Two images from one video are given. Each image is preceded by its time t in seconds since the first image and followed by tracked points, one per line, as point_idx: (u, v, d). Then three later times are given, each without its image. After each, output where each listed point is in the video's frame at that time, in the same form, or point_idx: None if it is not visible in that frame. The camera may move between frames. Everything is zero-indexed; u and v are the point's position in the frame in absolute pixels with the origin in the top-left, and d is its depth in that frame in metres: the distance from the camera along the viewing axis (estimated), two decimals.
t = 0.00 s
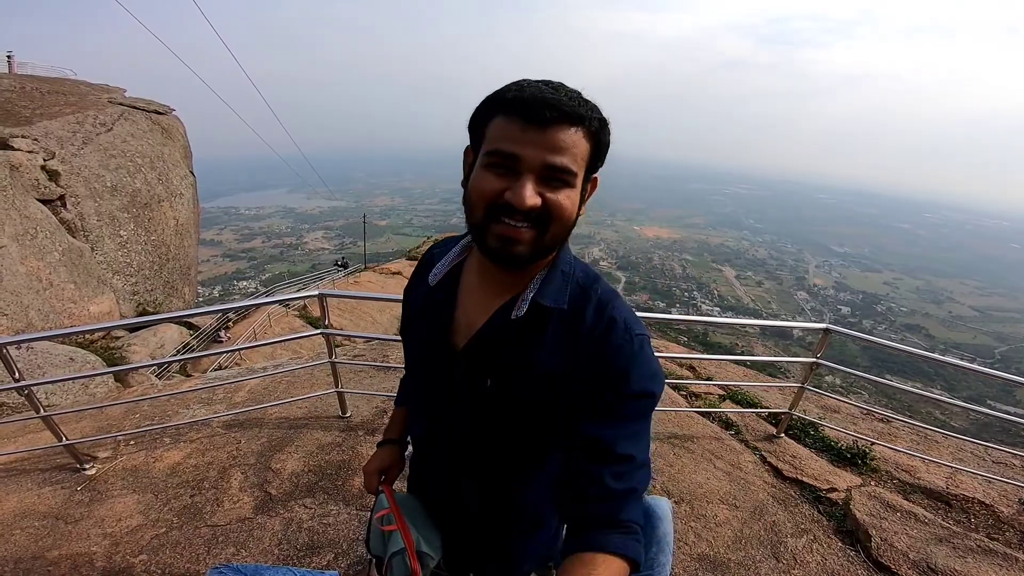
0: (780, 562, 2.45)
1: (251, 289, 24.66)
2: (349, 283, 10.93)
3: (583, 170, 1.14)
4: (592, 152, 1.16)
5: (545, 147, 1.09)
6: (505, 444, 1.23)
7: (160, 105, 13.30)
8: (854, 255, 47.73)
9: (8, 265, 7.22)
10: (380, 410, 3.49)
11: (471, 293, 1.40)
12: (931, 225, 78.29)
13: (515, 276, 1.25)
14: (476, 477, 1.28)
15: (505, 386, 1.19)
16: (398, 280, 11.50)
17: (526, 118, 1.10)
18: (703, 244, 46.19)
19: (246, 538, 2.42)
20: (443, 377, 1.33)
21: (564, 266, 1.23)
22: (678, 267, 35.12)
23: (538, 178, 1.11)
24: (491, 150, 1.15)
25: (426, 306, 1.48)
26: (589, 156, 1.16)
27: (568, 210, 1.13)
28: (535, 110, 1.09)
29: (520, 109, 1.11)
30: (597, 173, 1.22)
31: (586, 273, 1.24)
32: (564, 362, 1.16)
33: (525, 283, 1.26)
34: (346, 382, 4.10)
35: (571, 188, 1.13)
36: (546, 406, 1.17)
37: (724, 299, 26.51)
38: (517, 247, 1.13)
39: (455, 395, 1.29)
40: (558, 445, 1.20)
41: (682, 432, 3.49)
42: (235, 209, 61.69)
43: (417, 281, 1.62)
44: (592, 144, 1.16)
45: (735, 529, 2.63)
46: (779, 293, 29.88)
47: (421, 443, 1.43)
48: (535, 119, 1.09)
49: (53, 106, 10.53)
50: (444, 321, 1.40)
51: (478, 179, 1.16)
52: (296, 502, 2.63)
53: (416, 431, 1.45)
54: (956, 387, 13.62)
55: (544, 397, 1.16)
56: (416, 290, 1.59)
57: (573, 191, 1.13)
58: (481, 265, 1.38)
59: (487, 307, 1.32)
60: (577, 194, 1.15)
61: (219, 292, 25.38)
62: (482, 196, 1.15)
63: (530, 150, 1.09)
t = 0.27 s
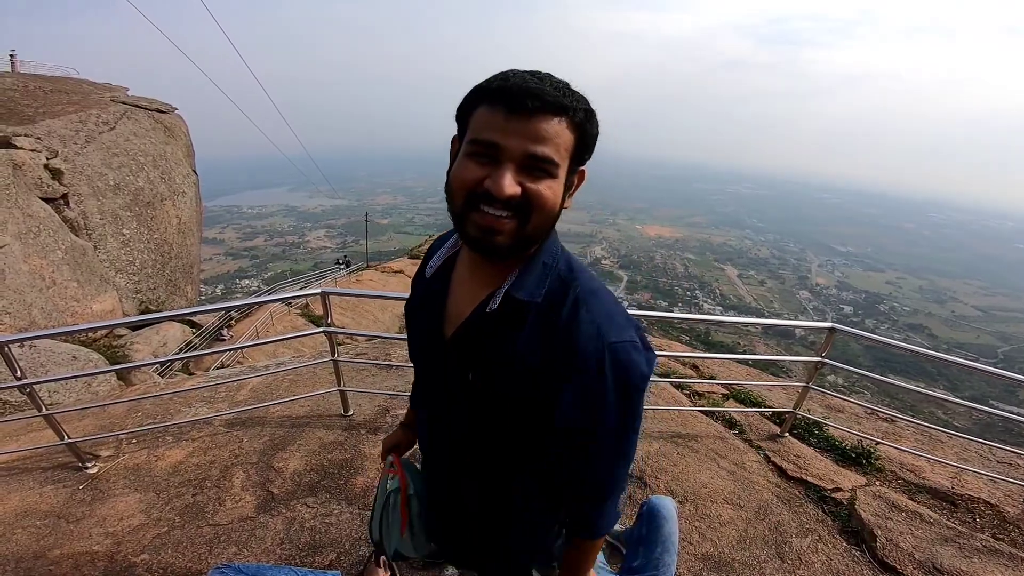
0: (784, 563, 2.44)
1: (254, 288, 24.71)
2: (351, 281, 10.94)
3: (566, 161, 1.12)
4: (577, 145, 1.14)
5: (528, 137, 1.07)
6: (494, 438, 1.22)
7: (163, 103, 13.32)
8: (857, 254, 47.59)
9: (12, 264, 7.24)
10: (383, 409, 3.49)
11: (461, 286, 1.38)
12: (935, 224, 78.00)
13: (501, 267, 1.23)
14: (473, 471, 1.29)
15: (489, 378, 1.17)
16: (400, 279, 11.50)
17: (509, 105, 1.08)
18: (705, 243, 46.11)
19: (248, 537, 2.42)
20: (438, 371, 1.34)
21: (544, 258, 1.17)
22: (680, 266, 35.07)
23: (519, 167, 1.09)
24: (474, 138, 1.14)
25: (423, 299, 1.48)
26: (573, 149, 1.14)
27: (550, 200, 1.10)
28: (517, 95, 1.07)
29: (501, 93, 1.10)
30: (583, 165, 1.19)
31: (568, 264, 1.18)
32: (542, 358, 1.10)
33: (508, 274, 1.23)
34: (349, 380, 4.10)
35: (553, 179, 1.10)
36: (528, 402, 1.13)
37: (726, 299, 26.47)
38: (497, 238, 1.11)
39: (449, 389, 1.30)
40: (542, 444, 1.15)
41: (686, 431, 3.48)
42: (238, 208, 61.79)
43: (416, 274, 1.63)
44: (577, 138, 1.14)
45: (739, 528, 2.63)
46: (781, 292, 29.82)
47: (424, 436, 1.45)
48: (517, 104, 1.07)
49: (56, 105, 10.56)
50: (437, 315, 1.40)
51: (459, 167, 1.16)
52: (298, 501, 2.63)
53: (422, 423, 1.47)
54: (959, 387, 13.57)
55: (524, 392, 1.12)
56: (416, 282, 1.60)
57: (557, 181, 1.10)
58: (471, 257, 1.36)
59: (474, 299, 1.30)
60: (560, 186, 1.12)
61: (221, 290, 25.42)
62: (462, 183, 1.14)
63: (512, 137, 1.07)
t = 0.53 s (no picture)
0: (793, 567, 2.42)
1: (258, 290, 24.81)
2: (355, 284, 10.96)
3: (557, 161, 1.12)
4: (568, 146, 1.15)
5: (520, 138, 1.08)
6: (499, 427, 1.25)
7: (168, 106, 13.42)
8: (862, 257, 47.36)
9: (19, 266, 7.29)
10: (387, 412, 3.49)
11: (458, 281, 1.37)
12: (941, 226, 77.53)
13: (498, 263, 1.23)
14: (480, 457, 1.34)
15: (491, 370, 1.19)
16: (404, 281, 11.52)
17: (503, 108, 1.09)
18: (709, 245, 46.00)
19: (251, 541, 2.42)
20: (443, 364, 1.35)
21: (536, 250, 1.16)
22: (684, 268, 34.98)
23: (513, 167, 1.09)
24: (468, 138, 1.14)
25: (419, 295, 1.46)
26: (564, 150, 1.15)
27: (543, 200, 1.10)
28: (511, 98, 1.07)
29: (494, 97, 1.11)
30: (572, 163, 1.19)
31: (559, 257, 1.18)
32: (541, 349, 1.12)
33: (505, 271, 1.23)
34: (353, 383, 4.11)
35: (546, 179, 1.11)
36: (530, 393, 1.16)
37: (730, 301, 26.38)
38: (494, 236, 1.10)
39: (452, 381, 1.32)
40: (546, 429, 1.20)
41: (692, 434, 3.46)
42: (243, 210, 62.13)
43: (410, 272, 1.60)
44: (568, 140, 1.15)
45: (747, 532, 2.61)
46: (786, 295, 29.69)
47: (432, 425, 1.50)
48: (511, 107, 1.08)
49: (63, 108, 10.64)
50: (436, 310, 1.38)
51: (455, 166, 1.15)
52: (301, 504, 2.63)
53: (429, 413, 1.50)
54: (966, 390, 13.44)
55: (526, 382, 1.15)
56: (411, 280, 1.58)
57: (548, 180, 1.11)
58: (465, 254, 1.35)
59: (472, 296, 1.31)
60: (552, 186, 1.13)
61: (226, 293, 25.54)
62: (459, 181, 1.13)
63: (507, 137, 1.08)
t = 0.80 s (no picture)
0: (798, 569, 2.41)
1: (261, 292, 24.86)
2: (357, 285, 10.97)
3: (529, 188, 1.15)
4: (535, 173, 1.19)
5: (499, 170, 1.11)
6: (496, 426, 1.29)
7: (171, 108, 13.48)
8: (865, 258, 47.18)
9: (22, 267, 7.32)
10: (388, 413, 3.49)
11: (451, 289, 1.39)
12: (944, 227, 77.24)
13: (486, 267, 1.24)
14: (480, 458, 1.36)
15: (494, 376, 1.20)
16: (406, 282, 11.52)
17: (481, 147, 1.11)
18: (711, 246, 45.93)
19: (250, 542, 2.42)
20: (441, 370, 1.37)
21: (518, 254, 1.19)
22: (686, 269, 34.93)
23: (495, 195, 1.12)
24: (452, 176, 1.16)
25: (420, 298, 1.50)
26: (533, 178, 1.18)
27: (523, 222, 1.14)
28: (486, 135, 1.10)
29: (472, 144, 1.12)
30: (544, 183, 1.21)
31: (540, 258, 1.22)
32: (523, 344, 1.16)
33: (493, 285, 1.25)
34: (355, 384, 4.11)
35: (523, 204, 1.14)
36: (523, 394, 1.18)
37: (733, 302, 26.33)
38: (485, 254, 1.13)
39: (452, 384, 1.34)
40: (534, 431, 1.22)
41: (694, 435, 3.45)
42: (245, 213, 62.32)
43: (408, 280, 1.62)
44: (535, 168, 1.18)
45: (750, 534, 2.59)
46: (789, 296, 29.62)
47: (430, 428, 1.53)
48: (485, 149, 1.11)
49: (65, 110, 10.70)
50: (434, 316, 1.39)
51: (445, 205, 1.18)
52: (301, 506, 2.63)
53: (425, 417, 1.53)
54: (972, 391, 13.36)
55: (516, 383, 1.18)
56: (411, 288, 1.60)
57: (524, 199, 1.13)
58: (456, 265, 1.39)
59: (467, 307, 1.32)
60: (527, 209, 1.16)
61: (229, 294, 25.62)
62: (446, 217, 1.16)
63: (486, 172, 1.11)
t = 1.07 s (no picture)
0: (797, 564, 2.41)
1: (262, 292, 24.90)
2: (358, 284, 10.98)
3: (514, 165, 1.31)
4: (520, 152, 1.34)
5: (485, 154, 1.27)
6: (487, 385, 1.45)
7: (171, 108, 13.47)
8: (866, 255, 47.12)
9: (23, 267, 7.33)
10: (389, 410, 3.50)
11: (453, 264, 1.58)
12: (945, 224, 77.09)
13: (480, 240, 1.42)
14: (475, 419, 1.55)
15: (487, 344, 1.39)
16: (407, 281, 11.53)
17: (469, 134, 1.29)
18: (712, 244, 45.90)
19: (252, 538, 2.43)
20: (446, 336, 1.56)
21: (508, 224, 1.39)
22: (687, 267, 34.91)
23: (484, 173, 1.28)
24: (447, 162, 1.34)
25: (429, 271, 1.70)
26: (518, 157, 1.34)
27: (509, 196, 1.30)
28: (472, 124, 1.28)
29: (461, 130, 1.29)
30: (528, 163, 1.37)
31: (526, 228, 1.40)
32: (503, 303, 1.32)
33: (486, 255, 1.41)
34: (355, 381, 4.12)
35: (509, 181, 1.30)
36: (506, 354, 1.34)
37: (733, 300, 26.31)
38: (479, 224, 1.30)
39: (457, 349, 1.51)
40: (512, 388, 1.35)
41: (694, 431, 3.44)
42: (246, 212, 62.34)
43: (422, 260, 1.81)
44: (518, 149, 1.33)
45: (750, 530, 2.60)
46: (790, 294, 29.60)
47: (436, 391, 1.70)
48: (473, 135, 1.28)
49: (65, 110, 10.69)
50: (439, 288, 1.59)
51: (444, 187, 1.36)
52: (303, 501, 2.64)
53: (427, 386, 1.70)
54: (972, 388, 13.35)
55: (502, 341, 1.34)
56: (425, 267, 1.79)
57: (509, 173, 1.30)
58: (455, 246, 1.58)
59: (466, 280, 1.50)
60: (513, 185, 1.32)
61: (230, 294, 25.66)
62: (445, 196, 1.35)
63: (474, 154, 1.28)
